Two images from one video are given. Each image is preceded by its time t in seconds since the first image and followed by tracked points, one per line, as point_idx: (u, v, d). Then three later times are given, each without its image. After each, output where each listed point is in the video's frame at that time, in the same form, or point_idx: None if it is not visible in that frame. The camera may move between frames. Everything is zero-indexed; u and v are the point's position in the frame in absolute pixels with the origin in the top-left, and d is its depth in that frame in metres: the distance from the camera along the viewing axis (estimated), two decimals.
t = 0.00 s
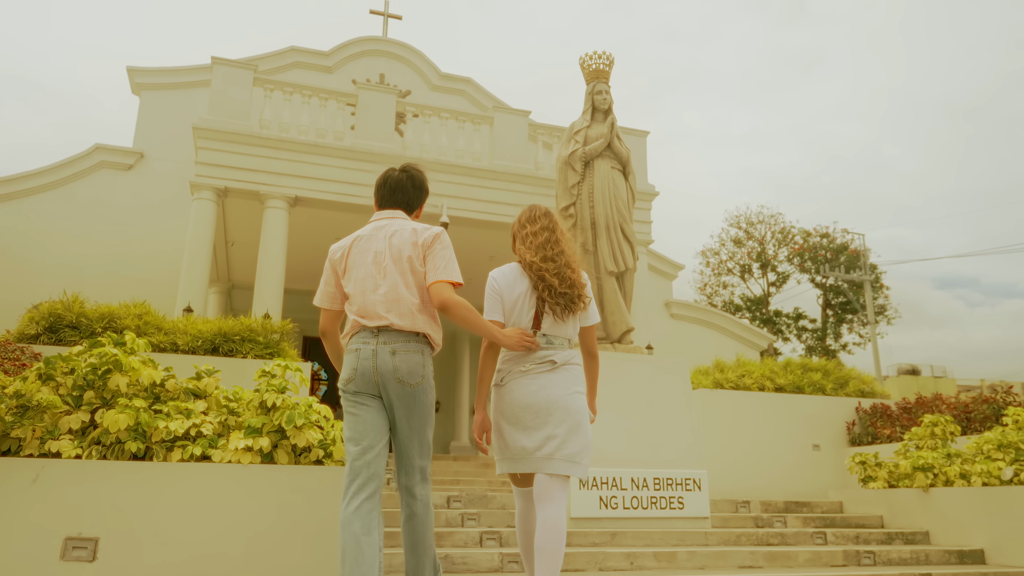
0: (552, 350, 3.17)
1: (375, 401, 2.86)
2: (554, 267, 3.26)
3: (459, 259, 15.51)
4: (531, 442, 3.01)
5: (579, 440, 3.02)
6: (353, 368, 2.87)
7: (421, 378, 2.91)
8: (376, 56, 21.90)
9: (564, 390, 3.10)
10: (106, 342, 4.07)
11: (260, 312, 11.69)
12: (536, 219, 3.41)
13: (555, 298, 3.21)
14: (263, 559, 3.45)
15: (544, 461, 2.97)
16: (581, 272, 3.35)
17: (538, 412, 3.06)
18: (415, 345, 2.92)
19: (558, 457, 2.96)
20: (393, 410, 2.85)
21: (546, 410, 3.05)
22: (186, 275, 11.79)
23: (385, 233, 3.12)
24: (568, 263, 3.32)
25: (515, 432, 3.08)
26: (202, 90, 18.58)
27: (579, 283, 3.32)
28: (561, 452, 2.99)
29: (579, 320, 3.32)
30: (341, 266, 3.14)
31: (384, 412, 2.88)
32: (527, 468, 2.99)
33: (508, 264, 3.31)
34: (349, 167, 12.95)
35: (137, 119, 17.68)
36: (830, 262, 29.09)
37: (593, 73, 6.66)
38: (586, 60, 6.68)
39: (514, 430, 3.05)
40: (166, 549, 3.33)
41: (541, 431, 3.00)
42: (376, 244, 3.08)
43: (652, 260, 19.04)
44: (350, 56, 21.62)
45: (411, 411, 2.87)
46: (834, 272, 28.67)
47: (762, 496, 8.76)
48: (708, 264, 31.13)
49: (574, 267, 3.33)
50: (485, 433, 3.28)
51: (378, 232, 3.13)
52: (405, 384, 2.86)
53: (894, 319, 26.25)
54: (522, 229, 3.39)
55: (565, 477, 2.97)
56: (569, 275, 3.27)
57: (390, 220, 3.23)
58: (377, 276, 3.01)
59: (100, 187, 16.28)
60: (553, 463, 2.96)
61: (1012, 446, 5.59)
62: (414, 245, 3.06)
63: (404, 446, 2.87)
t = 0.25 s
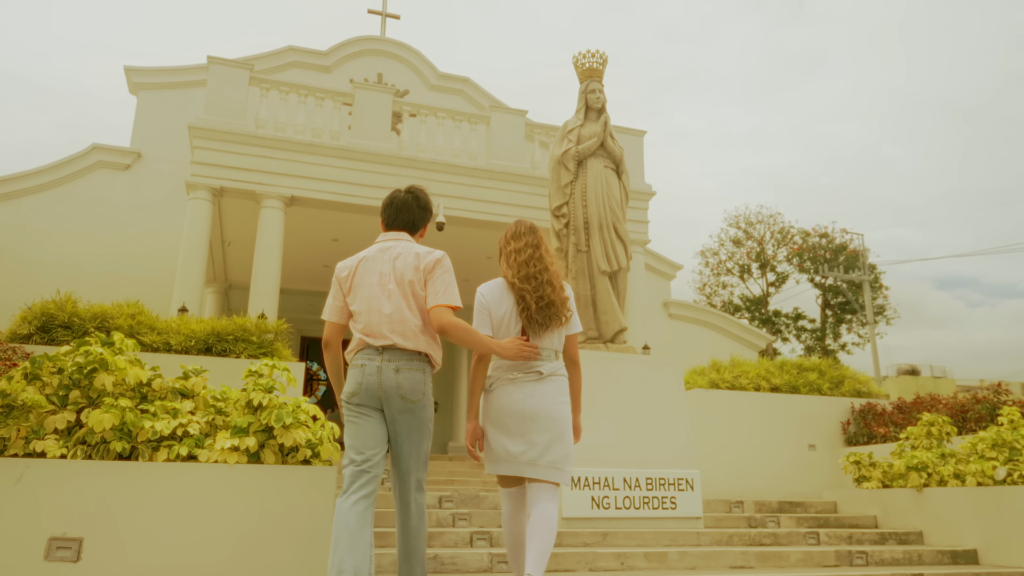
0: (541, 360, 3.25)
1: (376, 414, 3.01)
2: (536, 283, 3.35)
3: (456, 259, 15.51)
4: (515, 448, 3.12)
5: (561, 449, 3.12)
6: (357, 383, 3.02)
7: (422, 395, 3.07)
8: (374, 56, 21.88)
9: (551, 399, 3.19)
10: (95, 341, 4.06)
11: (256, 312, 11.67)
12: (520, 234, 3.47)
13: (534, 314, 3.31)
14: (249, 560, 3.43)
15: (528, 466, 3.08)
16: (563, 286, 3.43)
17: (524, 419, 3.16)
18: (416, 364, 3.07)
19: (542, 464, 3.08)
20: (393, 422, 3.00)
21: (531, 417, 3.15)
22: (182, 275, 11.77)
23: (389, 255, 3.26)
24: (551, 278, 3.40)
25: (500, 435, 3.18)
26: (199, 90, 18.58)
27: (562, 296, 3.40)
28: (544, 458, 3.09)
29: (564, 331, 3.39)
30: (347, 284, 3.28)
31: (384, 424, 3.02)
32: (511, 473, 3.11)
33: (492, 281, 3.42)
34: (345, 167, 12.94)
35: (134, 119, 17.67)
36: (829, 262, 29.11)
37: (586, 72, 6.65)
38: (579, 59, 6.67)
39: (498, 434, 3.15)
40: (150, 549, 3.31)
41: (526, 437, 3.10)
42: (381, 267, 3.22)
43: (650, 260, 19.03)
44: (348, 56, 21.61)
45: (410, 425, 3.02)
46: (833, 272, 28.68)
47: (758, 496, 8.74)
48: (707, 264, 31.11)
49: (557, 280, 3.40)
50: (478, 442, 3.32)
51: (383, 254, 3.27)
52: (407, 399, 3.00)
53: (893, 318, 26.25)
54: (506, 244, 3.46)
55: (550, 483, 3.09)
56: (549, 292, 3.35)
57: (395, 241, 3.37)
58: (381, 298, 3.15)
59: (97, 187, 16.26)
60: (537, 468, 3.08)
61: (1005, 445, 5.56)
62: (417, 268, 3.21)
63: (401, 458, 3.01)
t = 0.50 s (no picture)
0: (529, 361, 3.44)
1: (380, 417, 3.30)
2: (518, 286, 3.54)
3: (453, 259, 15.51)
4: (498, 444, 3.29)
5: (542, 449, 3.33)
6: (363, 387, 3.31)
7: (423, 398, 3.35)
8: (373, 56, 21.88)
9: (535, 400, 3.38)
10: (82, 339, 4.04)
11: (252, 312, 11.66)
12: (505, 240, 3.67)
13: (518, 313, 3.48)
14: (234, 560, 3.43)
15: (511, 463, 3.26)
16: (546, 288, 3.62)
17: (509, 417, 3.33)
18: (417, 368, 3.35)
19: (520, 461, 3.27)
20: (394, 424, 3.29)
21: (517, 416, 3.33)
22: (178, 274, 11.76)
23: (398, 262, 3.57)
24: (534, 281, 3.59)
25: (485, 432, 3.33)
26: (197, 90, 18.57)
27: (545, 298, 3.59)
28: (526, 456, 3.29)
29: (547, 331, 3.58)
30: (356, 286, 3.56)
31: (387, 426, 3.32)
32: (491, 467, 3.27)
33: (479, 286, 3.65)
34: (341, 166, 12.94)
35: (132, 119, 17.66)
36: (828, 263, 29.10)
37: (579, 70, 6.64)
38: (573, 58, 6.65)
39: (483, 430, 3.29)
40: (135, 550, 3.30)
41: (510, 435, 3.26)
42: (390, 273, 3.52)
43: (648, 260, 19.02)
44: (347, 55, 21.60)
45: (409, 427, 3.29)
46: (832, 272, 28.65)
47: (752, 496, 8.73)
48: (707, 264, 31.10)
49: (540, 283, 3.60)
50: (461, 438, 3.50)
51: (392, 261, 3.57)
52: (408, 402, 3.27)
53: (892, 318, 26.22)
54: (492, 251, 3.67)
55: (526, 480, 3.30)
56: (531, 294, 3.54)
57: (403, 249, 3.67)
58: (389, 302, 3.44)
59: (94, 187, 16.25)
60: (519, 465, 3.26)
61: (1000, 445, 5.51)
62: (423, 277, 3.51)
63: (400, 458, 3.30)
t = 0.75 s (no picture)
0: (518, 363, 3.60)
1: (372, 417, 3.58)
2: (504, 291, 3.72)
3: (450, 258, 15.48)
4: (497, 445, 3.43)
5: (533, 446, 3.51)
6: (355, 388, 3.56)
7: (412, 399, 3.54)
8: (371, 55, 21.85)
9: (527, 400, 3.56)
10: (66, 337, 4.03)
11: (247, 311, 11.63)
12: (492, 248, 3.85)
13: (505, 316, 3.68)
14: (218, 560, 3.40)
15: (506, 462, 3.41)
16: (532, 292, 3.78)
17: (503, 418, 3.49)
18: (407, 368, 3.58)
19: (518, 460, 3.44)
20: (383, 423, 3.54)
21: (510, 417, 3.49)
22: (173, 273, 11.72)
23: (397, 268, 3.83)
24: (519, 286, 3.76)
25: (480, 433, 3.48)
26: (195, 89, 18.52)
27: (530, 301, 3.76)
28: (520, 454, 3.46)
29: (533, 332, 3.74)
30: (355, 287, 3.80)
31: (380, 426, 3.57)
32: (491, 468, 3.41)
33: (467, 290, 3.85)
34: (337, 165, 12.90)
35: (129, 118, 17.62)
36: (826, 262, 29.09)
37: (573, 69, 6.60)
38: (566, 56, 6.62)
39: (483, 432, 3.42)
40: (117, 550, 3.28)
41: (509, 436, 3.42)
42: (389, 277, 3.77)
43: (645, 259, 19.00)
44: (344, 55, 21.57)
45: (396, 424, 3.50)
46: (830, 271, 28.64)
47: (747, 496, 8.71)
48: (705, 263, 31.09)
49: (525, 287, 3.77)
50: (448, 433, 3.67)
51: (391, 266, 3.84)
52: (394, 402, 3.50)
53: (891, 318, 26.20)
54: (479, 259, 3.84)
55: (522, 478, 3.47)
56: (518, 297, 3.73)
57: (401, 256, 3.95)
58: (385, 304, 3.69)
59: (90, 186, 16.21)
60: (514, 464, 3.42)
61: (994, 445, 5.49)
62: (419, 282, 3.77)
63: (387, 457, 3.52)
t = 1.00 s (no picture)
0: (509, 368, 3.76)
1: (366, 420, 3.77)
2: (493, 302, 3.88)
3: (448, 259, 15.47)
4: (493, 447, 3.57)
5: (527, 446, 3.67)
6: (348, 391, 3.75)
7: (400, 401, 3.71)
8: (369, 55, 21.84)
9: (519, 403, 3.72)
10: (54, 338, 4.02)
11: (243, 311, 11.63)
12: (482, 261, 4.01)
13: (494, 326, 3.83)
14: (202, 559, 3.38)
15: (503, 464, 3.57)
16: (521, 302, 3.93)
17: (497, 422, 3.64)
18: (398, 372, 3.77)
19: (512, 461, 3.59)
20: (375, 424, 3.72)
21: (504, 421, 3.64)
22: (169, 273, 11.71)
23: (389, 277, 4.01)
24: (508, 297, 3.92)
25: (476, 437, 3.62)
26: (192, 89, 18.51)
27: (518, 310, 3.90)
28: (515, 455, 3.61)
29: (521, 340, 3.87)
30: (348, 296, 3.98)
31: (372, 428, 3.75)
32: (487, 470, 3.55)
33: (459, 300, 4.00)
34: (333, 165, 12.89)
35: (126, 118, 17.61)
36: (826, 262, 29.07)
37: (566, 68, 6.58)
38: (559, 55, 6.60)
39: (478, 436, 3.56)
40: (102, 549, 3.26)
41: (504, 438, 3.57)
42: (381, 285, 3.95)
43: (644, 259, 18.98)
44: (343, 55, 21.57)
45: (385, 423, 3.67)
46: (830, 271, 28.62)
47: (742, 495, 8.69)
48: (705, 263, 31.06)
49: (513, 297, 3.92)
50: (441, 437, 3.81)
51: (384, 275, 4.03)
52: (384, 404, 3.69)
53: (890, 318, 26.19)
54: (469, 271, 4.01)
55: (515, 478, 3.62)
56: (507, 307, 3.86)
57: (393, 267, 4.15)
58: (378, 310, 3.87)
59: (87, 186, 16.20)
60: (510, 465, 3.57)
61: (987, 445, 5.44)
62: (411, 290, 3.95)
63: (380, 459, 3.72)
